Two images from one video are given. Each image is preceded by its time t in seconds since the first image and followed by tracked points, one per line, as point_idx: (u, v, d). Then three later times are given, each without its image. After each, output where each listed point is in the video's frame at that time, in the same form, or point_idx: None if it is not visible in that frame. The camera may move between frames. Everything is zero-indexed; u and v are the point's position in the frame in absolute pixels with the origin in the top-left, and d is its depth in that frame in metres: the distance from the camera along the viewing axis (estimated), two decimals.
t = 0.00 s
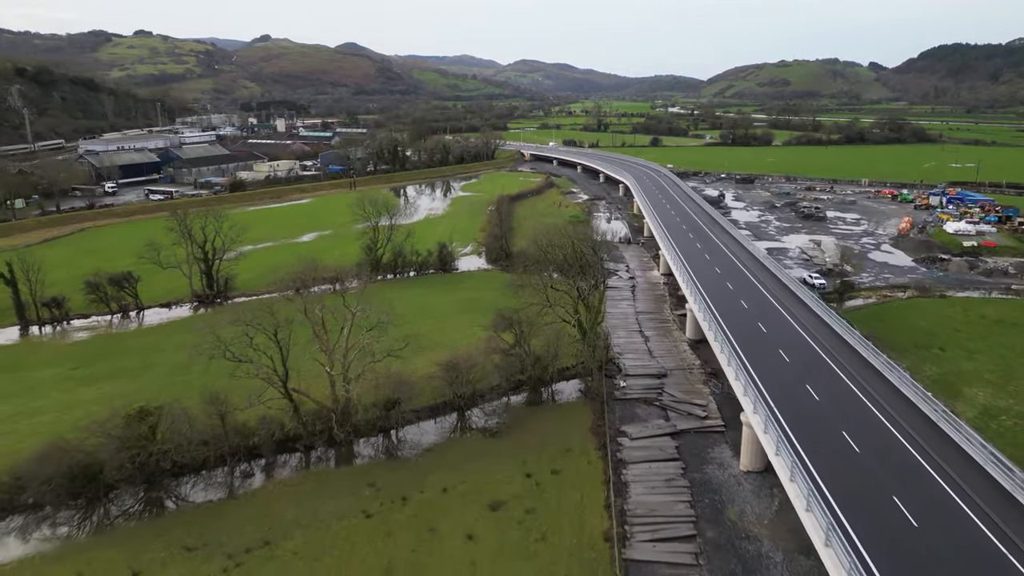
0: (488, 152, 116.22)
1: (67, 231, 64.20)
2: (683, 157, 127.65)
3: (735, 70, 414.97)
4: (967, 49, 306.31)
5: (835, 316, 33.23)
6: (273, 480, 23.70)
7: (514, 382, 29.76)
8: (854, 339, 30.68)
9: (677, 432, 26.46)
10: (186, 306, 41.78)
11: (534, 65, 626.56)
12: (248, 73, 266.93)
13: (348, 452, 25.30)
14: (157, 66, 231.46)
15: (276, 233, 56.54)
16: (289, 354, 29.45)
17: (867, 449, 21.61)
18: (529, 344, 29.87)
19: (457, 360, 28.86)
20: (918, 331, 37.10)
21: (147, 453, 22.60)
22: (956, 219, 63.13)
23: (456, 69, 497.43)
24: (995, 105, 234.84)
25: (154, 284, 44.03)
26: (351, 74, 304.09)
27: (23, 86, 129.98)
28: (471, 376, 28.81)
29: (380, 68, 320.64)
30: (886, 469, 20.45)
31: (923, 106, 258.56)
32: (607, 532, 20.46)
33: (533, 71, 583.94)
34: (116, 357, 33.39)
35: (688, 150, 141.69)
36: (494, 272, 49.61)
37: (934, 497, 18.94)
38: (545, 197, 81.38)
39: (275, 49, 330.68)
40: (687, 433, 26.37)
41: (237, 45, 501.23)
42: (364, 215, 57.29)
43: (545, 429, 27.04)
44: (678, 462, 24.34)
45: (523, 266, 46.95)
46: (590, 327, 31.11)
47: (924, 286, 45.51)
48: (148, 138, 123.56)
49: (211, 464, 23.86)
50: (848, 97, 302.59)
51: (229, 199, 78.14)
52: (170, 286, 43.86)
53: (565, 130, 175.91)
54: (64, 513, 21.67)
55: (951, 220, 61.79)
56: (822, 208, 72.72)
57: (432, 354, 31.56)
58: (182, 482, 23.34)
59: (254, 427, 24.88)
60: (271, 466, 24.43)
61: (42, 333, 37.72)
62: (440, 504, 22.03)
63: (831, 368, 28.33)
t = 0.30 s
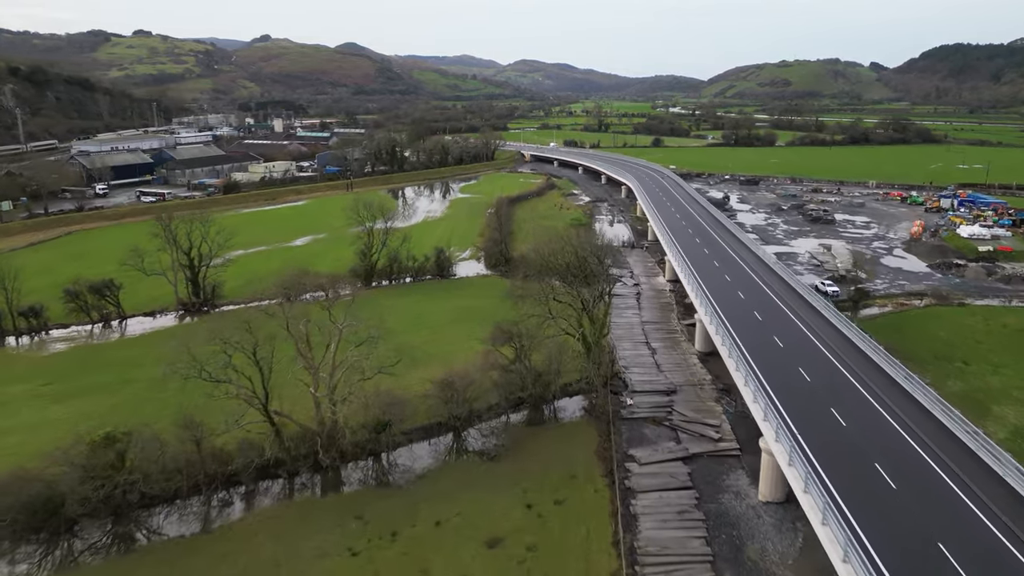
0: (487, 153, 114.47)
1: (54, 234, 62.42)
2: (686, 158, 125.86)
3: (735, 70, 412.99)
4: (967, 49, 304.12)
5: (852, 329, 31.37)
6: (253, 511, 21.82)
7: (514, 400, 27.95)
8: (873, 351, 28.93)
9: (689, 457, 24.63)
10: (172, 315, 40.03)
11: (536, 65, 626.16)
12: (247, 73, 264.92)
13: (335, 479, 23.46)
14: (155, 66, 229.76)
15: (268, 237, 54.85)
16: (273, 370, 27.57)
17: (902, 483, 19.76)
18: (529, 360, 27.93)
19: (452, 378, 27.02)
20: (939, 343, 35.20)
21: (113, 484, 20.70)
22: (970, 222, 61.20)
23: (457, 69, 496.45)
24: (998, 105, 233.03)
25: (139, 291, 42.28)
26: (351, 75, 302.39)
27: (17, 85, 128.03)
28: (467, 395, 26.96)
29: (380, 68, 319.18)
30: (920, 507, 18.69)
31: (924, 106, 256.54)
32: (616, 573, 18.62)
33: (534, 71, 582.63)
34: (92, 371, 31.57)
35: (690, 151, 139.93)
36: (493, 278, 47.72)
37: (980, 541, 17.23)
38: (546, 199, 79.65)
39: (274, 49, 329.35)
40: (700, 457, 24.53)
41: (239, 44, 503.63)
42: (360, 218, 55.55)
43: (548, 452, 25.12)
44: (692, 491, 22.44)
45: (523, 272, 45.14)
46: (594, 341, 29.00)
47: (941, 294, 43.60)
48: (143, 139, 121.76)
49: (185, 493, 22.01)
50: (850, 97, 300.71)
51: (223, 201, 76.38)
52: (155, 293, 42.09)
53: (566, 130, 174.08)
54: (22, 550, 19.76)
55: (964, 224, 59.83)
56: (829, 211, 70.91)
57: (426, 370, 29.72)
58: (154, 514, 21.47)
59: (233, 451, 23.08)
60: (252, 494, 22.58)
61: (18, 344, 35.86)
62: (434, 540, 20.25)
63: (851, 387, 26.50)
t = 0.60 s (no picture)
0: (487, 154, 112.69)
1: (39, 238, 60.64)
2: (689, 159, 124.02)
3: (735, 70, 411.08)
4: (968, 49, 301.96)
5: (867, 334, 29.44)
6: (228, 547, 19.89)
7: (513, 421, 26.10)
8: (891, 360, 27.09)
9: (703, 485, 22.80)
10: (155, 324, 38.24)
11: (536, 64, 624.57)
12: (246, 73, 263.31)
13: (319, 510, 21.56)
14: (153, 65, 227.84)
15: (259, 242, 53.03)
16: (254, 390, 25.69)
17: (939, 515, 17.88)
18: (529, 378, 26.08)
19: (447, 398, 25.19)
20: (963, 357, 33.28)
21: (73, 522, 18.90)
22: (984, 226, 59.26)
23: (457, 69, 495.34)
24: (1001, 105, 230.99)
25: (121, 299, 40.47)
26: (350, 74, 300.61)
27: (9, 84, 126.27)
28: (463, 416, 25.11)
29: (379, 68, 317.47)
30: (960, 538, 16.84)
31: (926, 107, 254.64)
32: None
33: (534, 71, 581.49)
34: (64, 387, 29.69)
35: (693, 151, 138.05)
36: (491, 285, 45.83)
37: None
38: (546, 201, 77.87)
39: (273, 49, 327.67)
40: (716, 486, 22.65)
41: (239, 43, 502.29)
42: (354, 221, 53.70)
43: (550, 479, 23.27)
44: (708, 525, 20.58)
45: (523, 279, 43.30)
46: (601, 358, 26.85)
47: (960, 301, 41.73)
48: (137, 139, 120.01)
49: (155, 528, 20.18)
50: (852, 98, 299.03)
51: (215, 203, 74.60)
52: (138, 302, 40.28)
53: (566, 131, 172.28)
54: None
55: (978, 228, 57.89)
56: (837, 214, 69.03)
57: (418, 388, 27.88)
58: (119, 553, 19.54)
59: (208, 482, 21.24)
60: (228, 528, 20.65)
61: None
62: None
63: (873, 402, 24.57)
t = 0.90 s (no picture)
0: (483, 155, 110.84)
1: (19, 243, 58.59)
2: (687, 159, 122.41)
3: (732, 71, 410.09)
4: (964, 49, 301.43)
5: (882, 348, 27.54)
6: None
7: (508, 444, 24.22)
8: (909, 375, 25.39)
9: (715, 518, 20.98)
10: (132, 335, 36.30)
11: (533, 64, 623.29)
12: (240, 73, 260.73)
13: (296, 549, 19.58)
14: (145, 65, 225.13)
15: (245, 247, 51.08)
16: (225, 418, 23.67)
17: (980, 558, 16.04)
18: (526, 397, 24.22)
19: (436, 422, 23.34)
20: (984, 370, 31.51)
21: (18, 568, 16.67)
22: (994, 230, 57.59)
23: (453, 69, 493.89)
24: (998, 105, 230.06)
25: (96, 309, 38.52)
26: (346, 75, 298.25)
27: None
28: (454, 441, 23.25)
29: (374, 68, 315.22)
30: None
31: (923, 107, 253.69)
32: None
33: (531, 71, 580.17)
34: (24, 401, 27.45)
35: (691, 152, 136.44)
36: (486, 292, 44.01)
37: None
38: (543, 204, 76.11)
39: (268, 49, 325.21)
40: (729, 519, 20.86)
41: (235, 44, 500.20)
42: (344, 225, 51.79)
43: (550, 511, 21.41)
44: (723, 566, 18.77)
45: (519, 287, 41.49)
46: (603, 377, 24.82)
47: (975, 309, 40.05)
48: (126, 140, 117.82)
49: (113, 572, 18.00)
50: (848, 98, 298.30)
51: (204, 206, 72.61)
52: (115, 312, 38.34)
53: (563, 131, 170.54)
54: None
55: (988, 231, 56.25)
56: (841, 217, 67.37)
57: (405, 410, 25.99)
58: None
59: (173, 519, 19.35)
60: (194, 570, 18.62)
61: None
62: None
63: (891, 421, 22.84)
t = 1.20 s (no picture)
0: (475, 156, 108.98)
1: None
2: (683, 160, 120.95)
3: (725, 71, 409.89)
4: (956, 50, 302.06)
5: (893, 355, 25.57)
6: None
7: (502, 472, 22.30)
8: (919, 383, 23.60)
9: (728, 556, 19.16)
10: (103, 348, 34.17)
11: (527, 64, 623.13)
12: (231, 73, 257.51)
13: None
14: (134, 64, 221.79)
15: (227, 254, 48.97)
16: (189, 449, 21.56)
17: None
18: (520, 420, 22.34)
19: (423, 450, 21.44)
20: (1003, 384, 29.94)
21: None
22: (999, 233, 56.26)
23: (447, 69, 492.15)
24: (990, 105, 230.20)
25: (66, 322, 36.35)
26: (337, 75, 295.64)
27: None
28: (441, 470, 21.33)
29: (366, 68, 312.70)
30: None
31: (915, 107, 253.65)
32: None
33: (525, 71, 579.68)
34: None
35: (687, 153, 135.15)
36: (478, 300, 42.16)
37: None
38: (537, 206, 74.39)
39: (259, 48, 322.46)
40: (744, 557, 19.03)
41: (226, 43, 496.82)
42: (330, 230, 49.81)
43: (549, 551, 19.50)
44: None
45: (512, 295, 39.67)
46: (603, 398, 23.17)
47: (987, 317, 38.57)
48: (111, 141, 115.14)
49: None
50: (841, 98, 298.36)
51: (187, 209, 70.38)
52: (86, 324, 36.17)
53: (557, 132, 168.90)
54: None
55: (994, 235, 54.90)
56: (842, 219, 65.94)
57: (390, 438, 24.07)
58: None
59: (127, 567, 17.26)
60: None
61: None
62: None
63: (904, 432, 20.98)
